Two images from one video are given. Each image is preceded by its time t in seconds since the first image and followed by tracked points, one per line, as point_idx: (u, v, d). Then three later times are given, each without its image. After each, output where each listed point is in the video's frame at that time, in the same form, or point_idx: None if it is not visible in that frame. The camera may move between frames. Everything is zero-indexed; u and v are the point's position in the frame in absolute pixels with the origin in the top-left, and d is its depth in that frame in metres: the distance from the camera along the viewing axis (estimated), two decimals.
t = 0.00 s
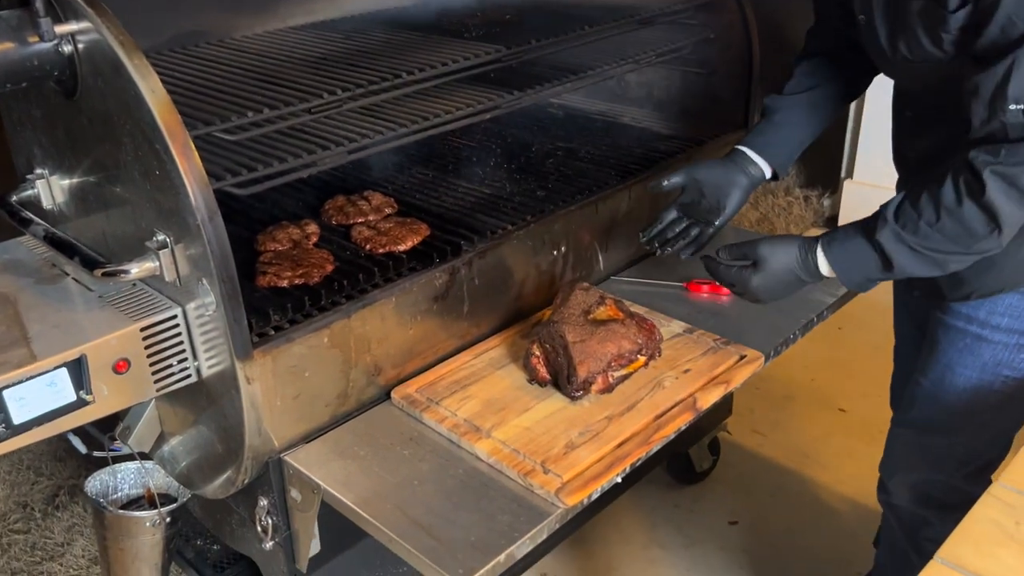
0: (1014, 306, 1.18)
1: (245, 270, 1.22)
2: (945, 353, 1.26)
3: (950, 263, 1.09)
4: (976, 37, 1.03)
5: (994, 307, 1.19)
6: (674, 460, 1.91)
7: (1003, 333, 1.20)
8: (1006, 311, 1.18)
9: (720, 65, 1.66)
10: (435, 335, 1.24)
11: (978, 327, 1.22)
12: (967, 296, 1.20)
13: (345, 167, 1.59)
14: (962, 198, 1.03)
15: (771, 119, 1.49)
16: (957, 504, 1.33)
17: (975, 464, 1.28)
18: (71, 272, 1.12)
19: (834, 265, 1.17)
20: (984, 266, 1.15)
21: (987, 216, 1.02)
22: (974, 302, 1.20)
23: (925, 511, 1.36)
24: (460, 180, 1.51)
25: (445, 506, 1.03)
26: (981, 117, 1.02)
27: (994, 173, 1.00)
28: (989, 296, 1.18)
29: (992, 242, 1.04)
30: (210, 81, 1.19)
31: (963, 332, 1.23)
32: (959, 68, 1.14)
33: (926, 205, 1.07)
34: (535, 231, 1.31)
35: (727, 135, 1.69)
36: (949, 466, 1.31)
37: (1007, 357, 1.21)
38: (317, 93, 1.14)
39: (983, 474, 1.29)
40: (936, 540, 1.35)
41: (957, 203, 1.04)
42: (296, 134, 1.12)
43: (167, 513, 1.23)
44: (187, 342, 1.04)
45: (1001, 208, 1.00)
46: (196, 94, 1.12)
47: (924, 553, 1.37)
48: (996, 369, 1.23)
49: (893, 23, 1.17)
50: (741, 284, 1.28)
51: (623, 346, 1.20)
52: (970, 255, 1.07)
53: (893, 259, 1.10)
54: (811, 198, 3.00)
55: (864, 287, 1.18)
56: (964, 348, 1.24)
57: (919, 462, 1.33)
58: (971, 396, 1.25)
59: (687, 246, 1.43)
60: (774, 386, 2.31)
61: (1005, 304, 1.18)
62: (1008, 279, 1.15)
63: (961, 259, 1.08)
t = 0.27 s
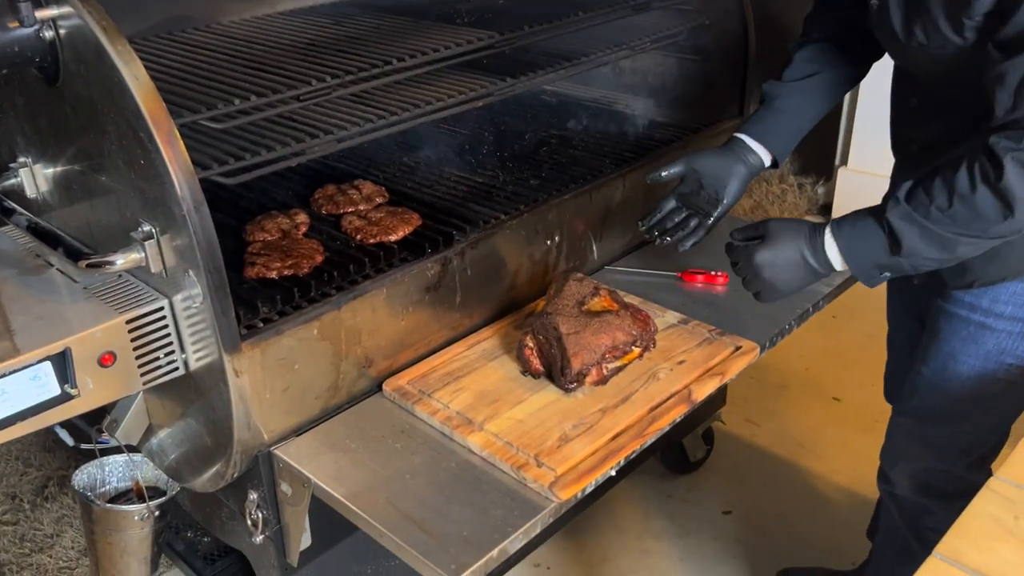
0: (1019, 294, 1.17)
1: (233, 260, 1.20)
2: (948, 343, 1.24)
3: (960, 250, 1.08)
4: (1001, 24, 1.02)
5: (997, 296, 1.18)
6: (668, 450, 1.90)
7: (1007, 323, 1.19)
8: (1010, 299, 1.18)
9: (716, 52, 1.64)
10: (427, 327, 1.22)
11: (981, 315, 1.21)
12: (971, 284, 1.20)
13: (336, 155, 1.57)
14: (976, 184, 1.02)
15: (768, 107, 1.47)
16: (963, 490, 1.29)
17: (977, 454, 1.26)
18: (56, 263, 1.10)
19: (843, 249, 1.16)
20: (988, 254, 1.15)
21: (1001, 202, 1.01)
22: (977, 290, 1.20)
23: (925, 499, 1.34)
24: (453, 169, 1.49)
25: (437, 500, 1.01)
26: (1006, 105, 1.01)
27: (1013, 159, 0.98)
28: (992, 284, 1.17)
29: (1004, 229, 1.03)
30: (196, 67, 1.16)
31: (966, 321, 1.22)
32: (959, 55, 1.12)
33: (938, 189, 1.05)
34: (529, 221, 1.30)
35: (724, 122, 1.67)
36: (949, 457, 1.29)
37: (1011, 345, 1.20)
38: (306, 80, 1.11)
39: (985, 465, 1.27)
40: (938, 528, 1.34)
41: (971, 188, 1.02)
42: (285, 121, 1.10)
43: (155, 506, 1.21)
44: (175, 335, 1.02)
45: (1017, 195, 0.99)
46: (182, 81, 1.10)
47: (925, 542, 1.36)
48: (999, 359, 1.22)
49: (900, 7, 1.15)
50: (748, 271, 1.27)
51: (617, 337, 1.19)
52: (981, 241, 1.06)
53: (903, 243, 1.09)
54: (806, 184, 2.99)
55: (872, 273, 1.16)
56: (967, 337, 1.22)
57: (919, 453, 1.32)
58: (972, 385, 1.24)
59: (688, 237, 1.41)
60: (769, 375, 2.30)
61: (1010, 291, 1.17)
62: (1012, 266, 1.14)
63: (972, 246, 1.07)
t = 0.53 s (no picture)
0: (1015, 278, 1.15)
1: (215, 244, 1.17)
2: (943, 327, 1.22)
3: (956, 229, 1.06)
4: None
5: (992, 280, 1.17)
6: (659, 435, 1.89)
7: (1004, 308, 1.17)
8: (1006, 283, 1.16)
9: (710, 32, 1.62)
10: (415, 312, 1.20)
11: (977, 297, 1.19)
12: (965, 268, 1.18)
13: (322, 137, 1.54)
14: (971, 162, 1.00)
15: (761, 88, 1.45)
16: (954, 479, 1.29)
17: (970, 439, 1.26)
18: (32, 247, 1.07)
19: (834, 228, 1.14)
20: (985, 237, 1.13)
21: (997, 180, 0.99)
22: (973, 274, 1.18)
23: (917, 486, 1.33)
24: (441, 151, 1.46)
25: (425, 488, 0.99)
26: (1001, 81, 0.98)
27: (1009, 137, 0.96)
28: (988, 268, 1.16)
29: (1000, 207, 1.01)
30: (175, 45, 1.13)
31: (961, 306, 1.20)
32: (957, 30, 1.09)
33: (933, 167, 1.03)
34: (519, 204, 1.27)
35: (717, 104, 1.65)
36: (942, 444, 1.28)
37: (1006, 329, 1.18)
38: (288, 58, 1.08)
39: (977, 450, 1.27)
40: (931, 516, 1.33)
41: (966, 167, 1.00)
42: (267, 101, 1.07)
43: (138, 495, 1.19)
44: (154, 320, 1.00)
45: (1013, 172, 0.97)
46: (160, 59, 1.06)
47: (919, 530, 1.34)
48: (994, 345, 1.20)
49: None
50: (737, 251, 1.25)
51: (608, 323, 1.17)
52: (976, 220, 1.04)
53: (895, 221, 1.07)
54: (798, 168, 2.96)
55: (865, 254, 1.14)
56: (962, 321, 1.21)
57: (912, 439, 1.31)
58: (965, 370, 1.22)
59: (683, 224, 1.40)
60: (761, 360, 2.29)
61: (1005, 275, 1.16)
62: (1008, 249, 1.13)
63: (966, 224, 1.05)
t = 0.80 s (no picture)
0: (1005, 265, 1.14)
1: (193, 230, 1.14)
2: (932, 316, 1.21)
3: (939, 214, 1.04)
4: None
5: (983, 268, 1.15)
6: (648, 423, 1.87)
7: (994, 296, 1.16)
8: (996, 270, 1.14)
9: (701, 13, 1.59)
10: (399, 299, 1.17)
11: (966, 285, 1.17)
12: (956, 256, 1.16)
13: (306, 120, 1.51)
14: (954, 144, 0.98)
15: (752, 73, 1.42)
16: (944, 469, 1.28)
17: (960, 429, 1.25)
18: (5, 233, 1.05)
19: (815, 212, 1.12)
20: (976, 225, 1.11)
21: (979, 163, 0.97)
22: (962, 262, 1.16)
23: (906, 478, 1.32)
24: (427, 134, 1.43)
25: (408, 480, 0.97)
26: (986, 61, 0.95)
27: (992, 117, 0.94)
28: (979, 255, 1.14)
29: (984, 191, 1.00)
30: (151, 25, 1.10)
31: (952, 294, 1.19)
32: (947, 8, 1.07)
33: (915, 150, 1.02)
34: (505, 189, 1.25)
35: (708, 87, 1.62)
36: (932, 433, 1.26)
37: (995, 318, 1.17)
38: (267, 38, 1.05)
39: (968, 439, 1.25)
40: (920, 507, 1.32)
41: (949, 149, 0.99)
42: (245, 82, 1.04)
43: (118, 486, 1.17)
44: (130, 308, 0.97)
45: (995, 154, 0.95)
46: (135, 38, 1.03)
47: (908, 521, 1.33)
48: (984, 334, 1.18)
49: None
50: (719, 234, 1.23)
51: (595, 310, 1.15)
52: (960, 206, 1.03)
53: (877, 206, 1.05)
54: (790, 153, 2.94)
55: (848, 240, 1.13)
56: (952, 310, 1.19)
57: (901, 428, 1.29)
58: (956, 359, 1.21)
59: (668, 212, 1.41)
60: (751, 346, 2.28)
61: (995, 263, 1.14)
62: (999, 237, 1.11)
63: (949, 210, 1.03)
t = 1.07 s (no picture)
0: (1009, 261, 1.12)
1: (183, 223, 1.12)
2: (934, 312, 1.19)
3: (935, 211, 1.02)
4: None
5: (985, 264, 1.14)
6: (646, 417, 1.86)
7: (997, 293, 1.14)
8: (999, 267, 1.13)
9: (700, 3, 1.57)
10: (392, 293, 1.16)
11: (968, 281, 1.16)
12: (958, 251, 1.14)
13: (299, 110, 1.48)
14: (950, 139, 0.97)
15: (752, 64, 1.40)
16: (946, 467, 1.26)
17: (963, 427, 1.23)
18: None
19: (810, 208, 1.10)
20: (978, 220, 1.10)
21: (976, 157, 0.95)
22: (965, 257, 1.15)
23: (906, 477, 1.30)
24: (421, 125, 1.41)
25: (401, 477, 0.96)
26: (981, 53, 0.94)
27: (988, 110, 0.93)
28: (981, 251, 1.12)
29: (982, 187, 0.98)
30: (138, 13, 1.07)
31: (953, 291, 1.17)
32: None
33: (912, 144, 1.00)
34: (501, 181, 1.23)
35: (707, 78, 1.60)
36: (933, 431, 1.24)
37: (998, 315, 1.15)
38: (257, 26, 1.03)
39: (970, 437, 1.23)
40: (922, 506, 1.29)
41: (945, 144, 0.97)
42: (234, 72, 1.02)
43: (107, 482, 1.15)
44: (117, 302, 0.95)
45: (992, 149, 0.94)
46: (122, 26, 1.01)
47: (909, 520, 1.31)
48: (987, 332, 1.17)
49: None
50: (714, 231, 1.20)
51: (592, 304, 1.13)
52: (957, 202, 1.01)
53: (872, 202, 1.03)
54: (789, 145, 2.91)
55: (845, 237, 1.11)
56: (954, 306, 1.17)
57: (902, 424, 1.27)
58: (957, 356, 1.19)
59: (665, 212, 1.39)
60: (750, 339, 2.26)
61: (998, 259, 1.12)
62: (1003, 232, 1.09)
63: (946, 206, 1.01)
